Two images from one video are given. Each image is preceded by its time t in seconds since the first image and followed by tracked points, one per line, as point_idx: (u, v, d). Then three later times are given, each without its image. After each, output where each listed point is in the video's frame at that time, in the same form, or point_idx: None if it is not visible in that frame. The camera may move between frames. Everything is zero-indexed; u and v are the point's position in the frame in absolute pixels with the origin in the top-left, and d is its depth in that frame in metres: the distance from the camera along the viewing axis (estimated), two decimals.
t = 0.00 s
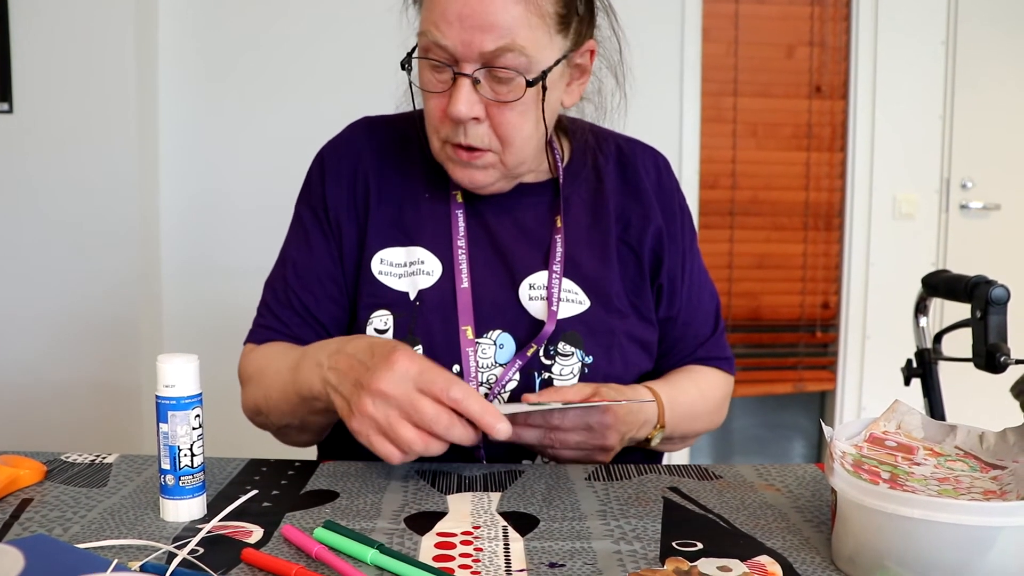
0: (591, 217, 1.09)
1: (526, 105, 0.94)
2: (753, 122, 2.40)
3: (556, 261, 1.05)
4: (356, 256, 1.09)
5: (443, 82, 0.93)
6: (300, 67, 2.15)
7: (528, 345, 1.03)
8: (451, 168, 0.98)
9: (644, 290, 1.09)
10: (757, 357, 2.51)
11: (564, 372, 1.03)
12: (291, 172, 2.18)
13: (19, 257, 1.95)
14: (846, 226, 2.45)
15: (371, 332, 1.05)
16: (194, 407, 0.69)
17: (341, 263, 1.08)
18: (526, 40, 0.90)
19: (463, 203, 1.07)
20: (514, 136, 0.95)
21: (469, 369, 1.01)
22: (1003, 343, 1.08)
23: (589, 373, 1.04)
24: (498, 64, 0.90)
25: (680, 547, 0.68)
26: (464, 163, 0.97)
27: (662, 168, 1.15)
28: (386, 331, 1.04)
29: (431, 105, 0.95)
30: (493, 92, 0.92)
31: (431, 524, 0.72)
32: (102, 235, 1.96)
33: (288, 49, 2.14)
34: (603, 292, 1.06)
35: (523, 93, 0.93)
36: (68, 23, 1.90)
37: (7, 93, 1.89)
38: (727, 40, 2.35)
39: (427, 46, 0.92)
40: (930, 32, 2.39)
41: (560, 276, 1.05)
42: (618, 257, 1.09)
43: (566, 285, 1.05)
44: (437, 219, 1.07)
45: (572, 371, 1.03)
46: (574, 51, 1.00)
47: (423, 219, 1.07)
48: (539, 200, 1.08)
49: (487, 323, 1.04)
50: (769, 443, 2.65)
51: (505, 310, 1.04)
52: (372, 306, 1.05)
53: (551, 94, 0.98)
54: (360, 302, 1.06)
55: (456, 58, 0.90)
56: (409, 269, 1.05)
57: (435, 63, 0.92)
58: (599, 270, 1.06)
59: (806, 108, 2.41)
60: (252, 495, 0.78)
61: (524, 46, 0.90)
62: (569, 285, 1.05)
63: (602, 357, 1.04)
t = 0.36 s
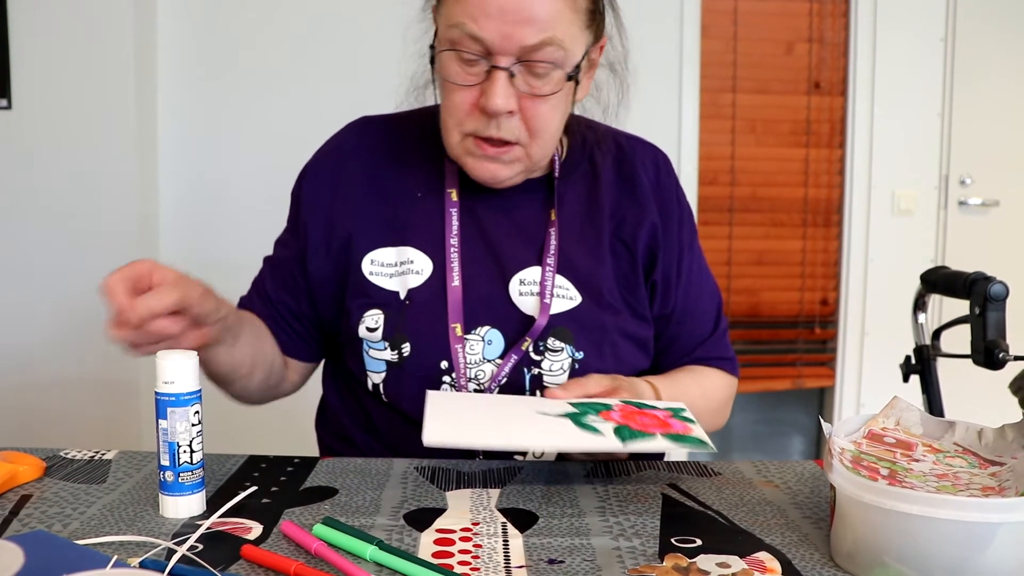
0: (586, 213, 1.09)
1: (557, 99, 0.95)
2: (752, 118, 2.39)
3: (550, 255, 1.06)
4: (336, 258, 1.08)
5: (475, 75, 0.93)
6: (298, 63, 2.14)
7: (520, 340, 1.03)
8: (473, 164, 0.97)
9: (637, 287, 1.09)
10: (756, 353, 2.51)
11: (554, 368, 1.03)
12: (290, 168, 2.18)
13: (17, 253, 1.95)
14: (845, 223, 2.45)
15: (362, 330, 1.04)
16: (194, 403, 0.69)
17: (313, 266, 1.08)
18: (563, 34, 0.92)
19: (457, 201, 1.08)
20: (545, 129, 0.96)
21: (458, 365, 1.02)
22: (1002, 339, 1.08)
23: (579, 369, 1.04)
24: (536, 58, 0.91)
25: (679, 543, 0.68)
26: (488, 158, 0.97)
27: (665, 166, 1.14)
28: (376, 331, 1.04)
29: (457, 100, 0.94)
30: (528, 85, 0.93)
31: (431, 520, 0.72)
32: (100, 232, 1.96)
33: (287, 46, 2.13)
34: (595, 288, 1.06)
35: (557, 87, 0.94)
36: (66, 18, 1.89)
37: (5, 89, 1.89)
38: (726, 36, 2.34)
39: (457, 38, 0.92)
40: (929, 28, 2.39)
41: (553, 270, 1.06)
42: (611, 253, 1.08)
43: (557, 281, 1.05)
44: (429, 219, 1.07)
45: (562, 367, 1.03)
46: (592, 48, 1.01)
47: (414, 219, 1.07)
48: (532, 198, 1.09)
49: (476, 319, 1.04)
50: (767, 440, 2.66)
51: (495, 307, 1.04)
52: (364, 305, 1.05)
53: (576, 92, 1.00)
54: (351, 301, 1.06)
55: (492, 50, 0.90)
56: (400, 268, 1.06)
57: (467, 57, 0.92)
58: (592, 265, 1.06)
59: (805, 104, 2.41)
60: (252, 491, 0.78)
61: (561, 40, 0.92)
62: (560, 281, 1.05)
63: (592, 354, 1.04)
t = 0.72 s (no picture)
0: (575, 207, 1.09)
1: (565, 91, 0.96)
2: (752, 116, 2.39)
3: (542, 246, 1.06)
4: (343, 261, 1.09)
5: (485, 72, 0.93)
6: (298, 62, 2.14)
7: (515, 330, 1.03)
8: (485, 161, 0.98)
9: (628, 277, 1.09)
10: (757, 351, 2.51)
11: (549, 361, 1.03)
12: (290, 167, 2.18)
13: (19, 251, 1.95)
14: (846, 221, 2.45)
15: (362, 327, 1.04)
16: (195, 401, 0.70)
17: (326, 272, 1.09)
18: (571, 28, 0.93)
19: (452, 198, 1.08)
20: (555, 122, 0.96)
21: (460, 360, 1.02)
22: (1003, 335, 1.08)
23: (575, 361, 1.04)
24: (545, 52, 0.92)
25: (680, 539, 0.68)
26: (500, 154, 0.97)
27: (648, 160, 1.14)
28: (375, 327, 1.04)
29: (468, 98, 0.94)
30: (537, 79, 0.93)
31: (431, 517, 0.72)
32: (101, 231, 1.96)
33: (287, 43, 2.13)
34: (586, 279, 1.06)
35: (565, 79, 0.95)
36: (67, 18, 1.89)
37: (7, 88, 1.89)
38: (727, 33, 2.34)
39: (465, 36, 0.92)
40: (930, 25, 2.39)
41: (545, 262, 1.06)
42: (602, 245, 1.09)
43: (551, 275, 1.06)
44: (426, 214, 1.07)
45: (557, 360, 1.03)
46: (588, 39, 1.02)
47: (410, 216, 1.07)
48: (525, 193, 1.09)
49: (474, 313, 1.04)
50: (769, 437, 2.66)
51: (491, 300, 1.05)
52: (364, 302, 1.05)
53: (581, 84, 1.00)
54: (352, 300, 1.07)
55: (502, 46, 0.91)
56: (398, 264, 1.06)
57: (476, 53, 0.92)
58: (583, 257, 1.07)
59: (806, 101, 2.41)
60: (253, 489, 0.78)
61: (570, 34, 0.92)
62: (553, 275, 1.06)
63: (588, 345, 1.04)
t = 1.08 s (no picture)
0: (581, 206, 1.09)
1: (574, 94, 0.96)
2: (752, 113, 2.39)
3: (550, 248, 1.06)
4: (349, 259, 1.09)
5: (495, 76, 0.93)
6: (299, 61, 2.14)
7: (524, 329, 1.04)
8: (495, 163, 0.98)
9: (634, 277, 1.09)
10: (758, 348, 2.51)
11: (557, 359, 1.03)
12: (290, 165, 2.18)
13: (19, 250, 1.95)
14: (846, 218, 2.44)
15: (368, 325, 1.04)
16: (196, 399, 0.70)
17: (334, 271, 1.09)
18: (580, 31, 0.92)
19: (458, 198, 1.08)
20: (564, 125, 0.97)
21: (469, 359, 1.02)
22: (1003, 333, 1.08)
23: (582, 360, 1.04)
24: (555, 55, 0.92)
25: (680, 537, 0.68)
26: (510, 157, 0.97)
27: (653, 160, 1.14)
28: (382, 325, 1.04)
29: (478, 101, 0.94)
30: (547, 82, 0.93)
31: (433, 515, 0.72)
32: (101, 229, 1.96)
33: (288, 43, 2.13)
34: (593, 278, 1.06)
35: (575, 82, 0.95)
36: (67, 17, 1.89)
37: (7, 87, 1.89)
38: (727, 31, 2.34)
39: (475, 41, 0.91)
40: (931, 23, 2.38)
41: (553, 263, 1.06)
42: (609, 245, 1.09)
43: (558, 275, 1.05)
44: (432, 213, 1.07)
45: (565, 359, 1.03)
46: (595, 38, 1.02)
47: (414, 214, 1.07)
48: (531, 194, 1.09)
49: (481, 313, 1.04)
50: (769, 435, 2.66)
51: (497, 300, 1.05)
52: (370, 301, 1.05)
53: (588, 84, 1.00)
54: (358, 297, 1.07)
55: (512, 50, 0.91)
56: (404, 263, 1.06)
57: (486, 58, 0.92)
58: (589, 257, 1.07)
59: (806, 99, 2.41)
60: (254, 487, 0.78)
61: (579, 37, 0.92)
62: (560, 275, 1.05)
63: (595, 345, 1.05)
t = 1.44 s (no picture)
0: (582, 206, 1.09)
1: (574, 93, 0.96)
2: (753, 111, 2.39)
3: (550, 248, 1.06)
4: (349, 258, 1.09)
5: (494, 75, 0.93)
6: (299, 59, 2.14)
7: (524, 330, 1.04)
8: (494, 163, 0.98)
9: (634, 278, 1.09)
10: (759, 346, 2.51)
11: (557, 360, 1.03)
12: (291, 164, 2.18)
13: (19, 248, 1.95)
14: (847, 216, 2.44)
15: (369, 325, 1.05)
16: (196, 397, 0.70)
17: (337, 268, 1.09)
18: (580, 30, 0.92)
19: (459, 197, 1.08)
20: (564, 124, 0.97)
21: (470, 360, 1.02)
22: (1004, 330, 1.08)
23: (582, 362, 1.04)
24: (554, 55, 0.92)
25: (681, 534, 0.68)
26: (510, 156, 0.97)
27: (655, 159, 1.14)
28: (383, 325, 1.04)
29: (477, 100, 0.94)
30: (547, 81, 0.93)
31: (434, 512, 0.72)
32: (101, 227, 1.96)
33: (288, 41, 2.13)
34: (593, 279, 1.06)
35: (575, 81, 0.95)
36: (67, 16, 1.89)
37: (7, 86, 1.89)
38: (728, 28, 2.34)
39: (474, 39, 0.91)
40: (932, 20, 2.38)
41: (553, 263, 1.06)
42: (609, 245, 1.09)
43: (558, 275, 1.05)
44: (431, 212, 1.07)
45: (565, 360, 1.03)
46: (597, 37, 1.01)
47: (414, 213, 1.07)
48: (531, 195, 1.09)
49: (481, 313, 1.04)
50: (770, 432, 2.66)
51: (497, 301, 1.05)
52: (371, 301, 1.05)
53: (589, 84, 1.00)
54: (358, 297, 1.07)
55: (511, 49, 0.91)
56: (404, 262, 1.06)
57: (484, 56, 0.92)
58: (590, 257, 1.07)
59: (807, 96, 2.40)
60: (255, 485, 0.78)
61: (579, 36, 0.92)
62: (560, 275, 1.06)
63: (595, 346, 1.04)
